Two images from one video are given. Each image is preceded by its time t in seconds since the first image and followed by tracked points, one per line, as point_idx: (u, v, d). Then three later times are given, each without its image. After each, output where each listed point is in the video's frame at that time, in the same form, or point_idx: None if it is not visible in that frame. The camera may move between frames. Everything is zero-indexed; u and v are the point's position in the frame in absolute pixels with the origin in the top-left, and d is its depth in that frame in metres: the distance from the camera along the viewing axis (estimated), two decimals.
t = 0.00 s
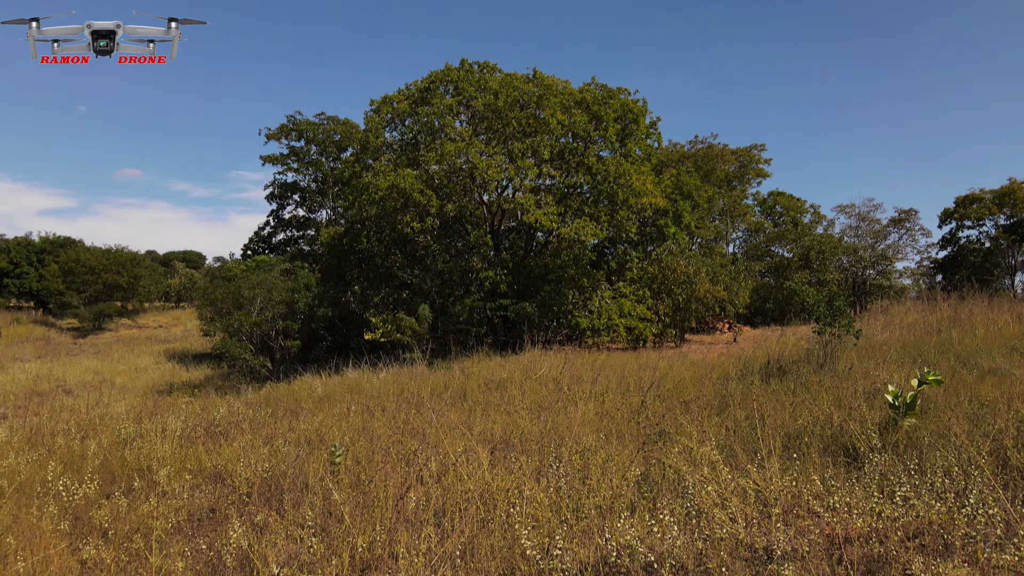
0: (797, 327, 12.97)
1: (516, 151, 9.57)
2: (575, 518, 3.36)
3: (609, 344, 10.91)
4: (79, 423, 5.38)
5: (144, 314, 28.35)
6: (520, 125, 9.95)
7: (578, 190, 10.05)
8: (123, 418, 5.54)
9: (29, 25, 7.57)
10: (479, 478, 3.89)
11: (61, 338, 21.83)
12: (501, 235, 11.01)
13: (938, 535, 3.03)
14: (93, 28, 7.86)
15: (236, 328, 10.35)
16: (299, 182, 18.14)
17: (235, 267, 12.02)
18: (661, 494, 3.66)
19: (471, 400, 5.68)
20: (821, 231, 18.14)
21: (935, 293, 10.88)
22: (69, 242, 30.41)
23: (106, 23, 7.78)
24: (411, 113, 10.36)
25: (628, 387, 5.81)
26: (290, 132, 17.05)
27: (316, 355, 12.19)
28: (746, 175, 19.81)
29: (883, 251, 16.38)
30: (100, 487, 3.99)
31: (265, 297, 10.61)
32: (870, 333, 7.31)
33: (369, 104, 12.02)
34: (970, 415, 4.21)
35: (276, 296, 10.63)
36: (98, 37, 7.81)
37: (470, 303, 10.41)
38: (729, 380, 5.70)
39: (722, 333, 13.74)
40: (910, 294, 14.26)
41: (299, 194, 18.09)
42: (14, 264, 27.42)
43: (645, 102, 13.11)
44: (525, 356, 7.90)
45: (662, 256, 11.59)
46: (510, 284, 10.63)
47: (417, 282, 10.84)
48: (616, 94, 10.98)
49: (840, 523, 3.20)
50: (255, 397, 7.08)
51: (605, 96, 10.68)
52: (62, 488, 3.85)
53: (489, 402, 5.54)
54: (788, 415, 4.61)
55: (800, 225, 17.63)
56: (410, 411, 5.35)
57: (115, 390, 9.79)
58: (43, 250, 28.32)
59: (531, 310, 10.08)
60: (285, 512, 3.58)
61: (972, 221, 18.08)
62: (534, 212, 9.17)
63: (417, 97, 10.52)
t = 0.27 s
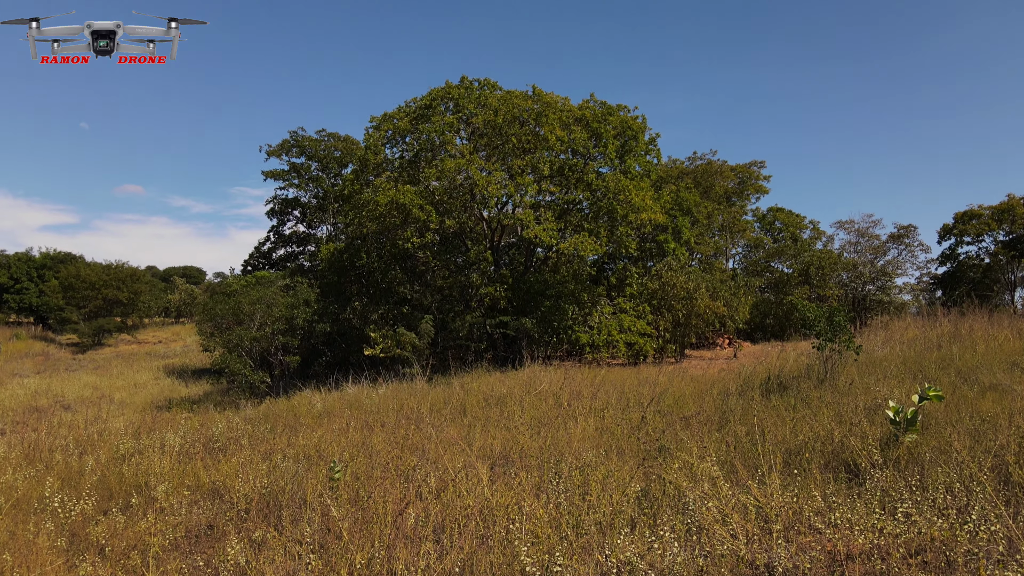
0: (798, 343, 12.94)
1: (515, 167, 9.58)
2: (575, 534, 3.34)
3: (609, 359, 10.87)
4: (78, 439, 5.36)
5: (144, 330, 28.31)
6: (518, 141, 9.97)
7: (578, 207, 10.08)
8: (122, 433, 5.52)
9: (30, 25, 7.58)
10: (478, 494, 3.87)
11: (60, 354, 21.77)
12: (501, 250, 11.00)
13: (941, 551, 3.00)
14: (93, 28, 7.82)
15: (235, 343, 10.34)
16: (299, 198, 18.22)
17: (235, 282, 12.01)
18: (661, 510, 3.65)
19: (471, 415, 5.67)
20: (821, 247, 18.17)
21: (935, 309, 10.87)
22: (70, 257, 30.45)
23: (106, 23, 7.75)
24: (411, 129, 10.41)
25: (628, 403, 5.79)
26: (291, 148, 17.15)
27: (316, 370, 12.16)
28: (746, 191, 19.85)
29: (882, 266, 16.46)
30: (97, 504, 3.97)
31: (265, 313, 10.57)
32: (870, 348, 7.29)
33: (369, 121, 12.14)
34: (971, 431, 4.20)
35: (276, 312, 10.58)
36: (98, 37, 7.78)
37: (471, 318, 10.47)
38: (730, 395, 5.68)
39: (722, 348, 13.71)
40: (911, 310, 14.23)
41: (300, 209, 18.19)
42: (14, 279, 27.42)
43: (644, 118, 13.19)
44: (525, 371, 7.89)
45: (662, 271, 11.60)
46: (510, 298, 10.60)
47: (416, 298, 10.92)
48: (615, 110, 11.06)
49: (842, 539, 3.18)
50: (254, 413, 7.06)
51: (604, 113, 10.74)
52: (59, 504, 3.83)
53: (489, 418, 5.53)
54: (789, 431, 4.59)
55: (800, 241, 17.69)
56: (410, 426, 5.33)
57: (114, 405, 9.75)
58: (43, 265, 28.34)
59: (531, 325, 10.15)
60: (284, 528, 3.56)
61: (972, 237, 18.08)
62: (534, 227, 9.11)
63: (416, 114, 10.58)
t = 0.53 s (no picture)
0: (797, 345, 12.94)
1: (514, 169, 9.55)
2: (572, 535, 3.34)
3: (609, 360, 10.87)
4: (76, 440, 5.36)
5: (143, 332, 28.29)
6: (517, 142, 10.06)
7: (577, 209, 10.05)
8: (121, 435, 5.52)
9: (30, 25, 7.60)
10: (476, 496, 3.87)
11: (60, 355, 21.77)
12: (501, 252, 10.97)
13: (939, 552, 2.99)
14: (93, 28, 7.83)
15: (234, 344, 10.37)
16: (299, 199, 18.23)
17: (234, 283, 12.02)
18: (659, 511, 3.64)
19: (470, 417, 5.67)
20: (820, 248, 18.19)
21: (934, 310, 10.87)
22: (69, 258, 30.44)
23: (106, 23, 7.76)
24: (411, 131, 10.45)
25: (627, 404, 5.79)
26: (292, 149, 17.17)
27: (315, 372, 12.17)
28: (746, 192, 19.90)
29: (881, 268, 16.46)
30: (95, 505, 3.97)
31: (264, 314, 10.57)
32: (870, 349, 7.29)
33: (370, 124, 12.16)
34: (970, 432, 4.19)
35: (275, 314, 10.60)
36: (98, 36, 7.79)
37: (471, 320, 10.59)
38: (728, 396, 5.68)
39: (722, 349, 13.71)
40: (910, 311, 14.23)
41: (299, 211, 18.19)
42: (14, 281, 27.42)
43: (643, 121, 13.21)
44: (524, 372, 7.90)
45: (661, 272, 11.60)
46: (508, 299, 10.52)
47: (417, 299, 10.78)
48: (614, 112, 11.09)
49: (839, 540, 3.17)
50: (253, 414, 7.06)
51: (603, 115, 10.78)
52: (57, 505, 3.83)
53: (487, 419, 5.53)
54: (788, 433, 4.58)
55: (799, 242, 17.72)
56: (408, 427, 5.33)
57: (113, 407, 9.75)
58: (43, 266, 28.33)
59: (530, 327, 10.17)
60: (281, 529, 3.56)
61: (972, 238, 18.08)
62: (533, 228, 9.10)
63: (416, 116, 10.61)
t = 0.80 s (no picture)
0: (797, 344, 12.93)
1: (514, 168, 9.53)
2: (571, 536, 3.34)
3: (609, 361, 10.87)
4: (75, 440, 5.36)
5: (143, 332, 28.34)
6: (517, 141, 10.06)
7: (577, 208, 10.08)
8: (119, 435, 5.52)
9: (30, 26, 7.60)
10: (474, 496, 3.87)
11: (60, 355, 21.77)
12: (500, 252, 10.98)
13: (939, 553, 2.98)
14: (93, 28, 7.84)
15: (233, 344, 10.47)
16: (299, 199, 18.25)
17: (234, 283, 11.98)
18: (658, 511, 3.64)
19: (469, 417, 5.67)
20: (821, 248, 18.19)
21: (935, 311, 10.85)
22: (69, 258, 30.43)
23: (106, 23, 7.77)
24: (411, 131, 10.48)
25: (626, 404, 5.79)
26: (292, 149, 17.17)
27: (314, 372, 12.21)
28: (746, 192, 19.95)
29: (881, 268, 16.45)
30: (93, 505, 3.97)
31: (263, 314, 10.68)
32: (870, 349, 7.31)
33: (369, 121, 12.12)
34: (970, 432, 4.18)
35: (274, 313, 10.71)
36: (99, 37, 7.80)
37: (470, 320, 10.65)
38: (728, 397, 5.68)
39: (722, 349, 13.72)
40: (910, 311, 14.21)
41: (299, 210, 18.19)
42: (13, 280, 27.43)
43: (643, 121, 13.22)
44: (524, 372, 7.90)
45: (661, 272, 11.61)
46: (508, 300, 10.49)
47: (416, 299, 10.86)
48: (614, 112, 11.09)
49: (839, 541, 3.17)
50: (253, 414, 7.06)
51: (603, 114, 10.79)
52: (54, 506, 3.83)
53: (486, 419, 5.53)
54: (788, 433, 4.58)
55: (800, 242, 17.73)
56: (407, 427, 5.33)
57: (113, 407, 9.75)
58: (42, 266, 28.33)
59: (530, 327, 10.11)
60: (280, 530, 3.56)
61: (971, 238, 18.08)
62: (532, 228, 9.10)
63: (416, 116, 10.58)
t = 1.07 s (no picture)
0: (798, 344, 12.90)
1: (513, 168, 9.51)
2: (570, 537, 3.33)
3: (609, 361, 10.85)
4: (72, 440, 5.35)
5: (143, 332, 28.35)
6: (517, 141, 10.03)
7: (577, 207, 10.03)
8: (116, 436, 5.51)
9: (31, 26, 7.61)
10: (473, 496, 3.86)
11: (59, 355, 21.74)
12: (500, 252, 10.96)
13: (944, 555, 2.96)
14: (93, 28, 7.85)
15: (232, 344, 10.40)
16: (299, 199, 18.24)
17: (233, 282, 11.95)
18: (659, 512, 3.63)
19: (468, 417, 5.66)
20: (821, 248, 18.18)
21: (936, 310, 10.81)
22: (69, 258, 30.43)
23: (106, 23, 7.78)
24: (411, 130, 10.52)
25: (627, 404, 5.79)
26: (292, 148, 17.18)
27: (314, 372, 12.20)
28: (746, 192, 19.97)
29: (882, 267, 16.42)
30: (89, 506, 3.96)
31: (263, 314, 10.64)
32: (871, 349, 7.31)
33: (369, 120, 12.20)
34: (973, 432, 4.16)
35: (274, 313, 10.68)
36: (99, 37, 7.82)
37: (468, 320, 10.44)
38: (728, 397, 5.66)
39: (722, 349, 13.70)
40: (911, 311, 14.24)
41: (298, 211, 18.19)
42: (13, 281, 27.42)
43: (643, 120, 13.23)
44: (524, 372, 7.87)
45: (661, 271, 11.62)
46: (507, 300, 10.47)
47: (415, 298, 10.93)
48: (614, 111, 11.11)
49: (842, 543, 3.16)
50: (251, 414, 7.03)
51: (603, 113, 10.79)
52: (50, 506, 3.82)
53: (485, 419, 5.52)
54: (788, 433, 4.57)
55: (800, 242, 17.73)
56: (407, 427, 5.32)
57: (111, 408, 9.74)
58: (42, 266, 28.34)
59: (529, 327, 10.16)
60: (278, 531, 3.55)
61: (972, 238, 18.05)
62: (532, 227, 9.09)
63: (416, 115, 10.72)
